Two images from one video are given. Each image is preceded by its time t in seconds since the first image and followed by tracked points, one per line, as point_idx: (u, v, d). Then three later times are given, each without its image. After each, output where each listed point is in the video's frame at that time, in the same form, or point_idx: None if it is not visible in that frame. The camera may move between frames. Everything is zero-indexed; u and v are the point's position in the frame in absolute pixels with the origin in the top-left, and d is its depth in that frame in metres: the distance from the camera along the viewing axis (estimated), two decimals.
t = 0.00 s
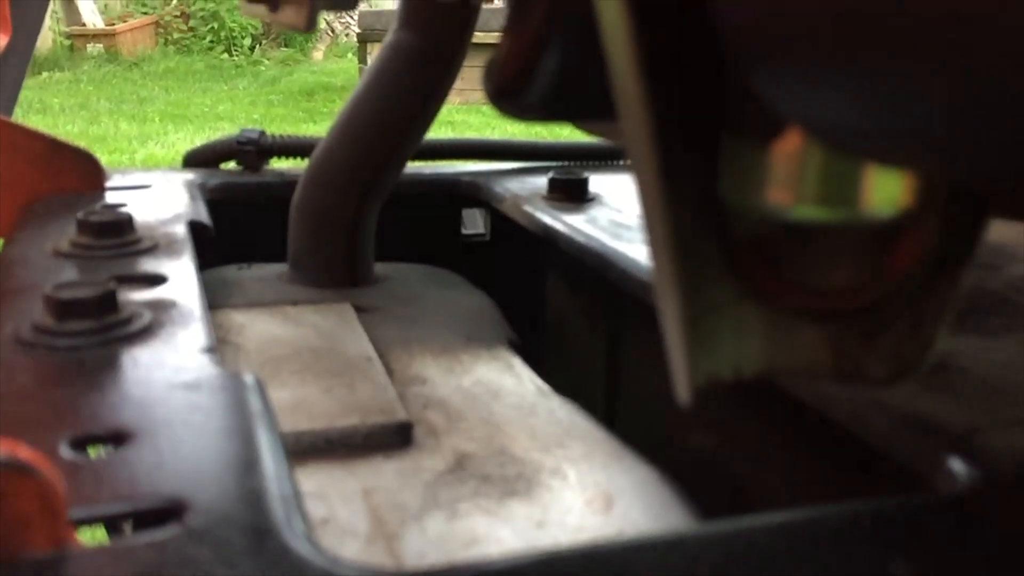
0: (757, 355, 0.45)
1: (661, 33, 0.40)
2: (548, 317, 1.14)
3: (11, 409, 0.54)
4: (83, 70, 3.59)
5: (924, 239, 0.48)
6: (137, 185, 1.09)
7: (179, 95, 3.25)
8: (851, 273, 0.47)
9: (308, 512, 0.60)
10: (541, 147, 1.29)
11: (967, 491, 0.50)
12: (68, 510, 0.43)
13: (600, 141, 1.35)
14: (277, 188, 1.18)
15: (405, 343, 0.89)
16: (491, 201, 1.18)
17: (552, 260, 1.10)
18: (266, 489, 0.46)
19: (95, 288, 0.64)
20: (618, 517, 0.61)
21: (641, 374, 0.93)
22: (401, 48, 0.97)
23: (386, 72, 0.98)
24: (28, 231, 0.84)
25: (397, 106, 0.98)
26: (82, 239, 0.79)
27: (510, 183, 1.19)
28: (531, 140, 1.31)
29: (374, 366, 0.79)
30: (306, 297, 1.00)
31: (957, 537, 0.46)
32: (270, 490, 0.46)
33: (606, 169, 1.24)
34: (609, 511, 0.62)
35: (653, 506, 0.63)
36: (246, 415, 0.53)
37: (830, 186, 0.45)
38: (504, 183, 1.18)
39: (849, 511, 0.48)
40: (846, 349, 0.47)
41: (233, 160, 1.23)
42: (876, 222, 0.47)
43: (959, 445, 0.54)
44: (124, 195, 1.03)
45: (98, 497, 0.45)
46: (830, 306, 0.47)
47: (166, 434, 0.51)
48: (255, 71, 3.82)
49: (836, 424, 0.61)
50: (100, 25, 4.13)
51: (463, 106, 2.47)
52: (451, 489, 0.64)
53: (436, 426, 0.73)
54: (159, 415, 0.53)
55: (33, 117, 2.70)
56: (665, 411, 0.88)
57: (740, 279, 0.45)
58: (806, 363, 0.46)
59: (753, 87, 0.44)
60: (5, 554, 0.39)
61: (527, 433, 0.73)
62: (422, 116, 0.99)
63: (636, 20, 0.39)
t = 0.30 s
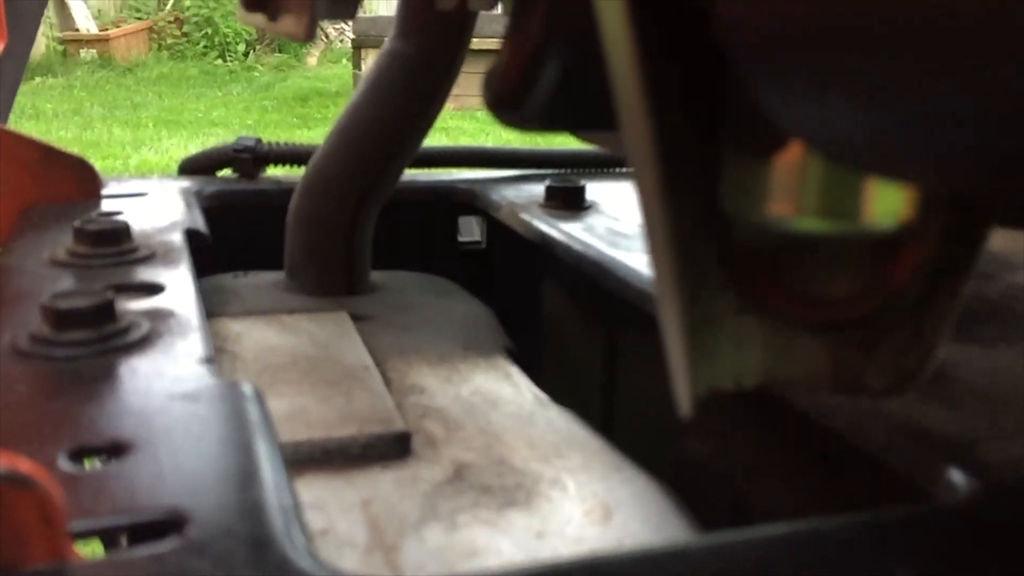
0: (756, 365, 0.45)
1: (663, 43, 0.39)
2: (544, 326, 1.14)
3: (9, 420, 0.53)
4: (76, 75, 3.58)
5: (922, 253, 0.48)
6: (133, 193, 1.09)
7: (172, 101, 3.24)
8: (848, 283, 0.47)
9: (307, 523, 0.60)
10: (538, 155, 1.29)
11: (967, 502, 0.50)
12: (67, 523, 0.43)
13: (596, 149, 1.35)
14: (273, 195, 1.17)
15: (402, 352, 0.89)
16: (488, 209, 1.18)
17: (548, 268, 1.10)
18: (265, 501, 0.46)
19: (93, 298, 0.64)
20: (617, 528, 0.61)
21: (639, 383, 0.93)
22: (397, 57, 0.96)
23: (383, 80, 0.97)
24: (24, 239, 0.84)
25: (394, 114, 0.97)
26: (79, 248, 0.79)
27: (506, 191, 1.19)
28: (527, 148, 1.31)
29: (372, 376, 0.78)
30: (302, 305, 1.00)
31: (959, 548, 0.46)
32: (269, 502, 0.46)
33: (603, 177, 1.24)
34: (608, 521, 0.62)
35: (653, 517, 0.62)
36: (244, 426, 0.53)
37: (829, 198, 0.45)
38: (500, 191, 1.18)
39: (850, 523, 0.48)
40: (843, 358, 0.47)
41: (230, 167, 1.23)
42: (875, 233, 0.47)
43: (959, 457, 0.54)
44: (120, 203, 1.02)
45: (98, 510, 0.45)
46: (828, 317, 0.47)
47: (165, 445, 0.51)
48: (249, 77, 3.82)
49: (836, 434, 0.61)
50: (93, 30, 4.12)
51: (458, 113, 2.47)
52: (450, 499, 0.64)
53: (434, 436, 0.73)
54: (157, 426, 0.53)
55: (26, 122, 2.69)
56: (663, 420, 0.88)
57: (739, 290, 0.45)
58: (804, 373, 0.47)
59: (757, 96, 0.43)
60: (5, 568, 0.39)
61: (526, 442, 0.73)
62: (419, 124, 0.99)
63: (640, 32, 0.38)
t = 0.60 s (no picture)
0: (753, 377, 0.44)
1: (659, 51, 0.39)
2: (537, 336, 1.14)
3: (5, 433, 0.53)
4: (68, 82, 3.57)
5: (919, 266, 0.48)
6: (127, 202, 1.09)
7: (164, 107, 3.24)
8: (846, 296, 0.47)
9: (304, 535, 0.60)
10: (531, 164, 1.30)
11: (962, 515, 0.50)
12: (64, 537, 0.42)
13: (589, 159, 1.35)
14: (267, 205, 1.17)
15: (397, 362, 0.89)
16: (482, 219, 1.18)
17: (543, 278, 1.10)
18: (261, 514, 0.45)
19: (89, 309, 0.64)
20: (613, 540, 0.61)
21: (633, 393, 0.93)
22: (394, 66, 0.96)
23: (377, 89, 0.97)
24: (18, 249, 0.84)
25: (389, 123, 0.97)
26: (73, 258, 0.79)
27: (500, 200, 1.19)
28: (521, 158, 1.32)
29: (367, 387, 0.78)
30: (297, 314, 1.00)
31: (955, 560, 0.47)
32: (266, 514, 0.45)
33: (598, 187, 1.25)
34: (604, 533, 0.62)
35: (649, 528, 0.62)
36: (240, 438, 0.53)
37: (824, 211, 0.46)
38: (495, 200, 1.19)
39: (845, 535, 0.48)
40: (842, 372, 0.46)
41: (224, 176, 1.23)
42: (872, 248, 0.48)
43: (954, 470, 0.54)
44: (115, 212, 1.02)
45: (95, 523, 0.45)
46: (826, 330, 0.46)
47: (161, 458, 0.51)
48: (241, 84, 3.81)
49: (830, 447, 0.61)
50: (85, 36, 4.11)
51: (451, 121, 2.47)
52: (446, 511, 0.64)
53: (430, 447, 0.73)
54: (154, 439, 0.53)
55: (18, 129, 2.68)
56: (658, 430, 0.88)
57: (737, 303, 0.44)
58: (802, 387, 0.46)
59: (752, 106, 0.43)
60: None
61: (521, 453, 0.73)
62: (414, 134, 0.99)
63: (637, 38, 0.37)
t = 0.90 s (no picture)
0: (744, 391, 0.44)
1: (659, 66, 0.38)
2: (531, 347, 1.14)
3: None
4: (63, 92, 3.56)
5: (908, 281, 0.49)
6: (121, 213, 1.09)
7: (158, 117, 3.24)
8: (836, 311, 0.48)
9: (297, 547, 0.60)
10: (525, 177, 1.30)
11: (952, 527, 0.51)
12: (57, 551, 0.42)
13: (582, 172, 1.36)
14: (261, 216, 1.18)
15: (392, 374, 0.89)
16: (477, 231, 1.18)
17: (536, 290, 1.10)
18: (255, 527, 0.46)
19: (84, 321, 0.64)
20: (606, 552, 0.61)
21: (627, 404, 0.94)
22: (388, 80, 0.96)
23: (372, 102, 0.97)
24: (12, 261, 0.84)
25: (384, 137, 0.98)
26: (68, 270, 0.79)
27: (495, 213, 1.19)
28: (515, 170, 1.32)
29: (361, 399, 0.78)
30: (290, 326, 1.00)
31: (945, 573, 0.47)
32: (259, 528, 0.46)
33: (592, 199, 1.25)
34: (597, 545, 0.62)
35: (642, 541, 0.63)
36: (234, 451, 0.53)
37: (815, 228, 0.46)
38: (489, 213, 1.19)
39: (836, 547, 0.48)
40: (833, 388, 0.47)
41: (219, 188, 1.23)
42: (861, 264, 0.49)
43: (944, 482, 0.54)
44: (110, 224, 1.02)
45: (88, 535, 0.45)
46: (817, 344, 0.47)
47: (154, 470, 0.51)
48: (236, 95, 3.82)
49: (822, 459, 0.62)
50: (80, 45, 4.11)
51: (446, 132, 2.48)
52: (440, 523, 0.64)
53: (424, 459, 0.73)
54: (148, 451, 0.53)
55: (12, 138, 2.68)
56: (651, 442, 0.88)
57: (729, 318, 0.44)
58: (793, 401, 0.46)
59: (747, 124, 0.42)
60: None
61: (515, 465, 0.73)
62: (408, 147, 0.99)
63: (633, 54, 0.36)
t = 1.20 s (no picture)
0: (738, 405, 0.43)
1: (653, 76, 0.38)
2: (525, 358, 1.14)
3: None
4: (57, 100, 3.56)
5: (902, 296, 0.49)
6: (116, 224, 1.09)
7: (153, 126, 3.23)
8: (831, 324, 0.47)
9: (290, 559, 0.60)
10: (519, 189, 1.30)
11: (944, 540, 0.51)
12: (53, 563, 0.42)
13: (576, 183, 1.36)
14: (256, 227, 1.18)
15: (386, 385, 0.89)
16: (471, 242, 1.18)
17: (531, 301, 1.10)
18: (249, 540, 0.46)
19: (78, 332, 0.64)
20: (600, 564, 0.61)
21: (621, 416, 0.94)
22: (383, 90, 0.96)
23: (368, 112, 0.97)
24: (7, 271, 0.84)
25: (379, 147, 0.98)
26: (62, 281, 0.79)
27: (489, 224, 1.19)
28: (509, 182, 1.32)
29: (356, 410, 0.78)
30: (284, 337, 1.00)
31: None
32: (254, 541, 0.46)
33: (586, 210, 1.25)
34: (591, 557, 0.62)
35: (636, 552, 0.63)
36: (228, 463, 0.53)
37: (809, 243, 0.45)
38: (484, 224, 1.19)
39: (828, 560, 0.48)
40: (827, 400, 0.46)
41: (213, 198, 1.23)
42: (854, 278, 0.48)
43: (936, 495, 0.54)
44: (104, 235, 1.02)
45: (83, 548, 0.45)
46: (812, 358, 0.46)
47: (149, 483, 0.51)
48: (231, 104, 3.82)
49: (815, 472, 0.62)
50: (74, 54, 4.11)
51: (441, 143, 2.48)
52: (434, 534, 0.64)
53: (418, 470, 0.73)
54: (142, 463, 0.53)
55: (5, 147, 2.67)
56: (646, 453, 0.88)
57: (723, 331, 0.43)
58: (786, 414, 0.45)
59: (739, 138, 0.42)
60: None
61: (509, 477, 0.73)
62: (403, 157, 0.99)
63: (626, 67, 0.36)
